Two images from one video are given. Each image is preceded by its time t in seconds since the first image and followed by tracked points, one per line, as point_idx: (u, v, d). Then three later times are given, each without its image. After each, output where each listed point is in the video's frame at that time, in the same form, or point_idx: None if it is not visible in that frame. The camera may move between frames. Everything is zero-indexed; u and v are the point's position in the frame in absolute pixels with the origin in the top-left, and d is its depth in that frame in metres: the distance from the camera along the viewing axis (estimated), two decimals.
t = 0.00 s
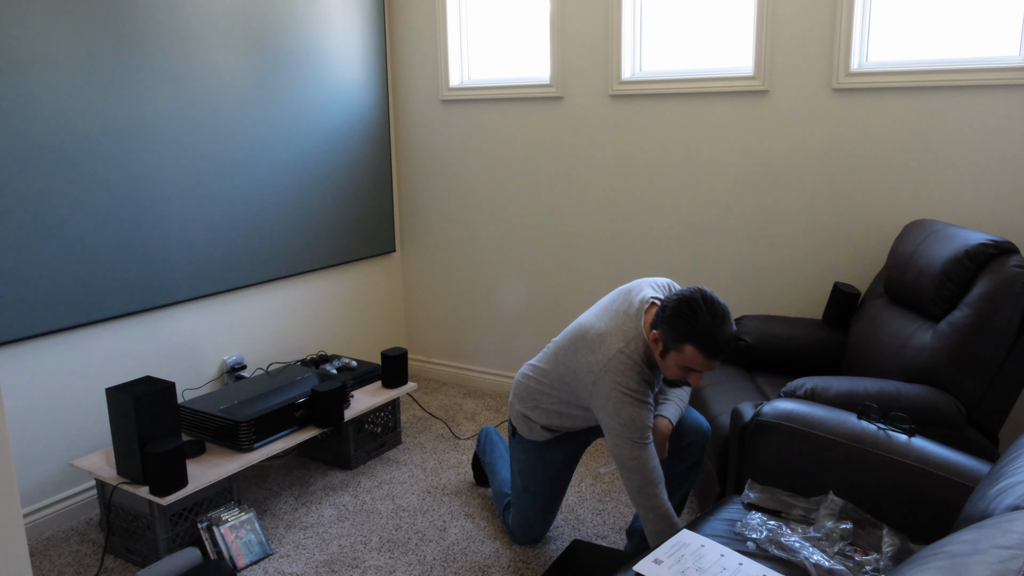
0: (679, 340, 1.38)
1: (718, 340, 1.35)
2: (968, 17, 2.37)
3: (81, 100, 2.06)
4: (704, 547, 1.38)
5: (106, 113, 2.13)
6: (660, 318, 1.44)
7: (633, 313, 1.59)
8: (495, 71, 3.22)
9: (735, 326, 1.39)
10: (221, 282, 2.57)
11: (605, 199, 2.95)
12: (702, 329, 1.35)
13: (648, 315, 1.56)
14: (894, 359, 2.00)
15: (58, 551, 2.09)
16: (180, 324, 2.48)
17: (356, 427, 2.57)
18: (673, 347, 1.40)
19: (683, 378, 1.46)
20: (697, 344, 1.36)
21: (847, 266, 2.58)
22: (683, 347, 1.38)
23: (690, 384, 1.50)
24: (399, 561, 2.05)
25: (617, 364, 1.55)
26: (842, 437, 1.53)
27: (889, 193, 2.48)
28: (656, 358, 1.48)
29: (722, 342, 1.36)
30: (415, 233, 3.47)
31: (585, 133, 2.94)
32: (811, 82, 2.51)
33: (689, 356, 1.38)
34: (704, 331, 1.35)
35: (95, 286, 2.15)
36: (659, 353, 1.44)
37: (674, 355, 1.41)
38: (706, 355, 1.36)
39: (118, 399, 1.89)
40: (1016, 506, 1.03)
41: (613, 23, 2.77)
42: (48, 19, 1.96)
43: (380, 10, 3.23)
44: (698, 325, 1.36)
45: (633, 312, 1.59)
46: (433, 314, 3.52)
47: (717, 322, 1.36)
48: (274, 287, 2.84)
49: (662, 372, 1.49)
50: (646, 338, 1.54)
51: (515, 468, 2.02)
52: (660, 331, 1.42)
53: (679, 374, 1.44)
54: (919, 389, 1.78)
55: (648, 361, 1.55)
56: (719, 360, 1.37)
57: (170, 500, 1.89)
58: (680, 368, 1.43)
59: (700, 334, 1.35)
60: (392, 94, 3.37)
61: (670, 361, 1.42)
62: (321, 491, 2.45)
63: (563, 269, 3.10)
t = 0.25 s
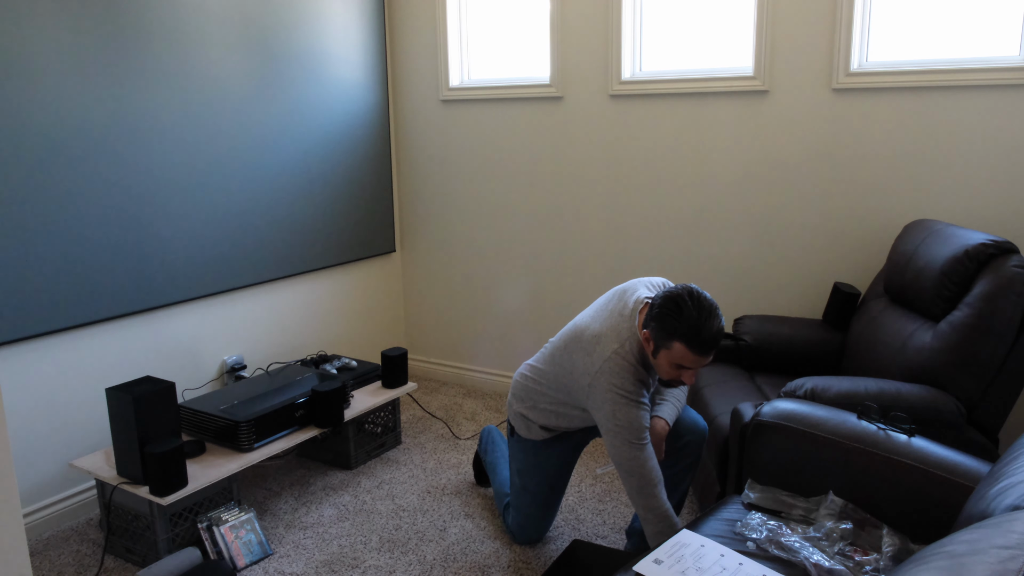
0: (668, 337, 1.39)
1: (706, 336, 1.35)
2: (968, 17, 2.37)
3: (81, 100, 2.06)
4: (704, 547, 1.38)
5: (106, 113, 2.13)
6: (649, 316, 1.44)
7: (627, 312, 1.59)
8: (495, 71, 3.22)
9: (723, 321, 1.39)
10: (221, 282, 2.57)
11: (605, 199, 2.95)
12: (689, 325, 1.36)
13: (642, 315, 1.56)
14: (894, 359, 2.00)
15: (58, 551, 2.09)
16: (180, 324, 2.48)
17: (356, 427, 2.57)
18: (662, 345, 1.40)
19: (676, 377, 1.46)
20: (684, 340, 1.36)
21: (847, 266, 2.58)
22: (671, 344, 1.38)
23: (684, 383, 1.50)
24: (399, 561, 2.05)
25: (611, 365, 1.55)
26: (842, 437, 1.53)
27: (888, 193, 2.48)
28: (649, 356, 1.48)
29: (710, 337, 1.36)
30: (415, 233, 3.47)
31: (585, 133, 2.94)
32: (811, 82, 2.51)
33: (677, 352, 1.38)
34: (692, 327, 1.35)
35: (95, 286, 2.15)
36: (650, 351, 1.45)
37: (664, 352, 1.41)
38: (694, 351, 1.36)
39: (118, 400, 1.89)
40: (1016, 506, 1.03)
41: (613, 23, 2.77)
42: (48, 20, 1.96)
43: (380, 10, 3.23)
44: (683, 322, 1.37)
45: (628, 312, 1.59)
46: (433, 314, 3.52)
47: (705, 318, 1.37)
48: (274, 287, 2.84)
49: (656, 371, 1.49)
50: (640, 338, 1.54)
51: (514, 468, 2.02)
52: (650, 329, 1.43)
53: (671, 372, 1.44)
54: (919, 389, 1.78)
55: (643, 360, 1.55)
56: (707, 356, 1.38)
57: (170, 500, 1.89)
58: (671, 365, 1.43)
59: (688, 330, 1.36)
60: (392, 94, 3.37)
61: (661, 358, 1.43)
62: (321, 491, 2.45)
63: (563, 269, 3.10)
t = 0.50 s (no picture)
0: (664, 340, 1.39)
1: (702, 338, 1.35)
2: (968, 17, 2.37)
3: (81, 101, 2.06)
4: (704, 547, 1.38)
5: (106, 113, 2.13)
6: (645, 318, 1.45)
7: (624, 314, 1.59)
8: (495, 71, 3.22)
9: (719, 322, 1.39)
10: (221, 282, 2.57)
11: (605, 199, 2.95)
12: (685, 328, 1.36)
13: (639, 316, 1.56)
14: (894, 359, 2.00)
15: (58, 551, 2.09)
16: (180, 324, 2.48)
17: (356, 426, 2.57)
18: (659, 347, 1.41)
19: (673, 379, 1.46)
20: (681, 342, 1.36)
21: (847, 266, 2.58)
22: (668, 346, 1.39)
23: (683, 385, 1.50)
24: (399, 561, 2.05)
25: (609, 366, 1.55)
26: (842, 436, 1.53)
27: (888, 193, 2.48)
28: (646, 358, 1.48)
29: (706, 340, 1.36)
30: (415, 233, 3.47)
31: (585, 133, 2.94)
32: (810, 82, 2.51)
33: (674, 355, 1.38)
34: (688, 329, 1.36)
35: (95, 286, 2.15)
36: (647, 354, 1.45)
37: (661, 355, 1.41)
38: (691, 353, 1.37)
39: (118, 399, 1.89)
40: (1016, 506, 1.03)
41: (613, 23, 2.77)
42: (48, 20, 1.96)
43: (380, 10, 3.23)
44: (679, 324, 1.37)
45: (625, 314, 1.59)
46: (433, 314, 3.52)
47: (700, 320, 1.37)
48: (273, 287, 2.84)
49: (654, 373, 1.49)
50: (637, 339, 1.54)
51: (513, 468, 2.02)
52: (646, 331, 1.43)
53: (669, 375, 1.45)
54: (919, 389, 1.78)
55: (640, 362, 1.55)
56: (704, 358, 1.38)
57: (170, 500, 1.89)
58: (668, 368, 1.43)
59: (684, 332, 1.36)
60: (392, 94, 3.37)
61: (658, 361, 1.43)
62: (321, 491, 2.45)
63: (563, 269, 3.10)
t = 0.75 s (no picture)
0: (662, 340, 1.39)
1: (700, 338, 1.36)
2: (968, 17, 2.37)
3: (81, 101, 2.06)
4: (704, 547, 1.38)
5: (106, 113, 2.13)
6: (642, 319, 1.45)
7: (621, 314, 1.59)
8: (495, 71, 3.22)
9: (717, 322, 1.39)
10: (221, 282, 2.57)
11: (605, 199, 2.95)
12: (683, 328, 1.36)
13: (637, 316, 1.56)
14: (894, 359, 2.00)
15: (59, 551, 2.09)
16: (180, 324, 2.48)
17: (356, 427, 2.57)
18: (657, 348, 1.41)
19: (671, 379, 1.46)
20: (679, 342, 1.36)
21: (847, 266, 2.58)
22: (666, 347, 1.39)
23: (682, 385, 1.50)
24: (399, 561, 2.05)
25: (607, 366, 1.55)
26: (842, 436, 1.53)
27: (889, 193, 2.48)
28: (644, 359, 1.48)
29: (703, 339, 1.36)
30: (415, 233, 3.47)
31: (585, 133, 2.94)
32: (810, 82, 2.51)
33: (672, 355, 1.38)
34: (686, 329, 1.36)
35: (95, 286, 2.16)
36: (645, 354, 1.45)
37: (659, 355, 1.41)
38: (689, 354, 1.37)
39: (118, 399, 1.89)
40: (1016, 506, 1.03)
41: (613, 23, 2.77)
42: (48, 20, 1.96)
43: (380, 10, 3.23)
44: (677, 324, 1.37)
45: (623, 314, 1.59)
46: (433, 314, 3.52)
47: (698, 319, 1.37)
48: (273, 287, 2.84)
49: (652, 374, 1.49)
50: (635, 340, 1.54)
51: (513, 468, 2.02)
52: (644, 332, 1.43)
53: (667, 375, 1.45)
54: (919, 389, 1.78)
55: (638, 362, 1.55)
56: (703, 358, 1.38)
57: (170, 500, 1.89)
58: (666, 368, 1.43)
59: (681, 333, 1.36)
60: (392, 94, 3.37)
61: (657, 361, 1.43)
62: (321, 491, 2.45)
63: (563, 269, 3.10)
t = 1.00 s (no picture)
0: (660, 344, 1.39)
1: (698, 342, 1.36)
2: (968, 17, 2.37)
3: (81, 101, 2.06)
4: (704, 547, 1.38)
5: (106, 113, 2.13)
6: (641, 322, 1.45)
7: (619, 316, 1.60)
8: (495, 71, 3.22)
9: (716, 325, 1.40)
10: (221, 282, 2.57)
11: (605, 199, 2.95)
12: (681, 332, 1.36)
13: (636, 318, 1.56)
14: (894, 359, 2.00)
15: (59, 551, 2.09)
16: (180, 324, 2.48)
17: (356, 426, 2.57)
18: (656, 350, 1.41)
19: (670, 382, 1.47)
20: (677, 346, 1.37)
21: (848, 266, 2.58)
22: (664, 350, 1.39)
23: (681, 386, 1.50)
24: (399, 561, 2.05)
25: (607, 367, 1.55)
26: (842, 436, 1.53)
27: (889, 193, 2.48)
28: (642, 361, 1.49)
29: (701, 343, 1.36)
30: (415, 233, 3.47)
31: (585, 133, 2.94)
32: (810, 82, 2.51)
33: (671, 359, 1.38)
34: (684, 333, 1.36)
35: (94, 286, 2.16)
36: (643, 357, 1.46)
37: (657, 359, 1.42)
38: (687, 357, 1.37)
39: (118, 400, 1.89)
40: (1016, 506, 1.03)
41: (613, 23, 2.77)
42: (48, 20, 1.96)
43: (380, 10, 3.23)
44: (676, 327, 1.37)
45: (621, 316, 1.59)
46: (433, 314, 3.52)
47: (696, 322, 1.37)
48: (273, 287, 2.84)
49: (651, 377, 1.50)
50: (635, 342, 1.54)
51: (512, 468, 2.02)
52: (642, 335, 1.44)
53: (666, 378, 1.45)
54: (919, 389, 1.78)
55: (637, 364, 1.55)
56: (701, 360, 1.38)
57: (170, 500, 1.89)
58: (665, 371, 1.43)
59: (679, 337, 1.36)
60: (392, 94, 3.37)
61: (656, 364, 1.43)
62: (321, 491, 2.45)
63: (563, 269, 3.10)
